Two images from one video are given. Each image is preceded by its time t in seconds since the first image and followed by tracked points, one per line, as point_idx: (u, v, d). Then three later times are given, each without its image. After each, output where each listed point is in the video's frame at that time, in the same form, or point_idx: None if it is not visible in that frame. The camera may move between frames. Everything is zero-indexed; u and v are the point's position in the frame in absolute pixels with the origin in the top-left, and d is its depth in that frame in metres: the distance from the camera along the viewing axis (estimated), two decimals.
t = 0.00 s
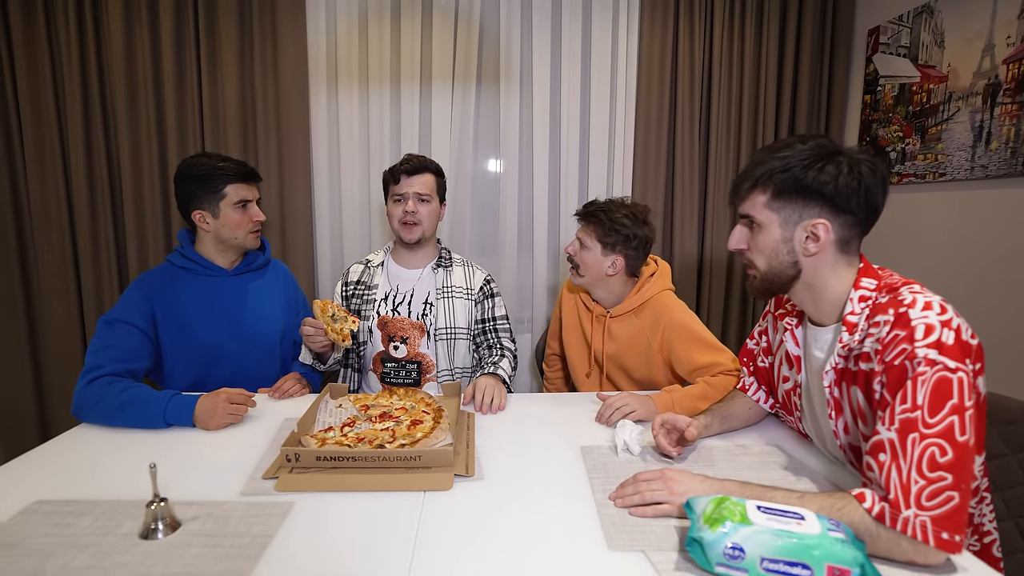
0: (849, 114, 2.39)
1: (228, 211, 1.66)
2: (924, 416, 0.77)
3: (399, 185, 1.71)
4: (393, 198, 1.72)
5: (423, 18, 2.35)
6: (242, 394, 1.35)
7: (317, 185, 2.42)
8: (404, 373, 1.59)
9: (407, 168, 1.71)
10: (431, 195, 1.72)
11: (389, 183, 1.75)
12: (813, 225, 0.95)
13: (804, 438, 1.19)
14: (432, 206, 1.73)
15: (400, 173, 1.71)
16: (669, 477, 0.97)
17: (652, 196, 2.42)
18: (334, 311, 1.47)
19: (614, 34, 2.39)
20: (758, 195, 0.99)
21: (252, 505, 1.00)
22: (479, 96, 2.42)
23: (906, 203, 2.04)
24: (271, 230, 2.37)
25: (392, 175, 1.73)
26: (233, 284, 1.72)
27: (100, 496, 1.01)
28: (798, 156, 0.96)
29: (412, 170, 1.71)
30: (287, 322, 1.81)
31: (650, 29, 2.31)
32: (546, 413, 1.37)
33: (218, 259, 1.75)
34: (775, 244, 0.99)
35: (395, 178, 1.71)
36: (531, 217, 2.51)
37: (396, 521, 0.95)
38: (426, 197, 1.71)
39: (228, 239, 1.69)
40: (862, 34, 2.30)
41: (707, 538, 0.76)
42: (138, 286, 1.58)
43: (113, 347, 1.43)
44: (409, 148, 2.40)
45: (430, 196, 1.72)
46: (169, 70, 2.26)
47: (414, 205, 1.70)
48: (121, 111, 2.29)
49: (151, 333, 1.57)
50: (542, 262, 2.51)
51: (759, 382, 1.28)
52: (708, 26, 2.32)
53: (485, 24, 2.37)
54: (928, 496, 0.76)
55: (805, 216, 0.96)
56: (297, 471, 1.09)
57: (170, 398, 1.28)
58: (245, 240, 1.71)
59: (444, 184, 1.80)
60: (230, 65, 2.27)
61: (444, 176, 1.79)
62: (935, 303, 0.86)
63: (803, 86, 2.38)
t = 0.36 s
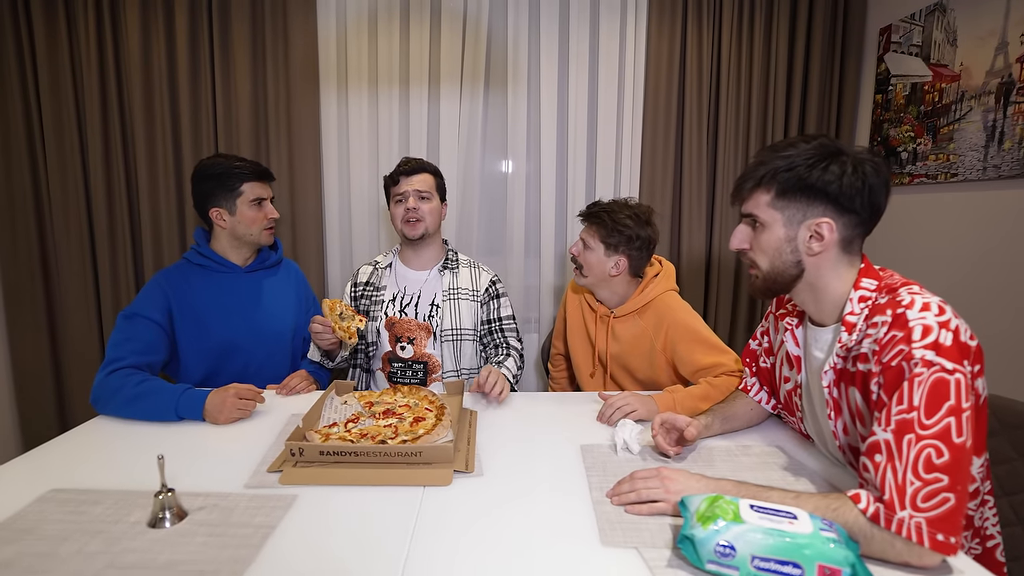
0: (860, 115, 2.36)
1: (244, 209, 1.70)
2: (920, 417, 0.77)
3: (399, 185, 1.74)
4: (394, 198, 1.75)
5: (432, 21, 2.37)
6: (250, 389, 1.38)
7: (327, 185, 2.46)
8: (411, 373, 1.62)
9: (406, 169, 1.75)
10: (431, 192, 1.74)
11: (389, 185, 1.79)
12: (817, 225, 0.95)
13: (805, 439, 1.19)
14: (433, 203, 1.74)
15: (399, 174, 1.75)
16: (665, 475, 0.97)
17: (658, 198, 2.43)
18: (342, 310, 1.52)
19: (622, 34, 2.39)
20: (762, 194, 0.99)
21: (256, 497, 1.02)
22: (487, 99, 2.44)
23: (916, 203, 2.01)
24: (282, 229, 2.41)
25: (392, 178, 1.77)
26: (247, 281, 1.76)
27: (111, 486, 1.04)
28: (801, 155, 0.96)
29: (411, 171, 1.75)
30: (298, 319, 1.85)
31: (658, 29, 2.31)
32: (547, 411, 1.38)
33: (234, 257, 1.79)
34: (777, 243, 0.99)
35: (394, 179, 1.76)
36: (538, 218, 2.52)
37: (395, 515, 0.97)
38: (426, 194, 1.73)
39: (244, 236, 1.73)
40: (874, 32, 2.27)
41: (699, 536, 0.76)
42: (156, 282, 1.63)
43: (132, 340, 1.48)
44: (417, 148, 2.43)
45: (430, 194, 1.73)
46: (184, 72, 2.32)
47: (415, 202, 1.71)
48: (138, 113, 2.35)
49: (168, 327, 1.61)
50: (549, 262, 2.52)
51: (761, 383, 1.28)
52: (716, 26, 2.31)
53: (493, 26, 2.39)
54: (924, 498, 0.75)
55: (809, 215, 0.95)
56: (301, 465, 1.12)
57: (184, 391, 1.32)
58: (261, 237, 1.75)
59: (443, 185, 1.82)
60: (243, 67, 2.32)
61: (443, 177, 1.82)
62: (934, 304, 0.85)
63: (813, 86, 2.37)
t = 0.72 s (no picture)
0: (930, 111, 2.18)
1: (247, 206, 1.69)
2: (1009, 449, 0.68)
3: (433, 192, 1.67)
4: (428, 205, 1.69)
5: (466, 21, 2.33)
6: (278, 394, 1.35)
7: (358, 189, 2.44)
8: (442, 374, 1.58)
9: (442, 174, 1.66)
10: (467, 200, 1.67)
11: (424, 188, 1.73)
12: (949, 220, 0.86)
13: (871, 466, 1.08)
14: (468, 212, 1.68)
15: (435, 179, 1.67)
16: (711, 500, 0.89)
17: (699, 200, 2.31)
18: (373, 308, 1.46)
19: (665, 31, 2.28)
20: (898, 184, 0.85)
21: (282, 509, 0.99)
22: (522, 97, 2.36)
23: (991, 206, 1.85)
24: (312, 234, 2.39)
25: (427, 181, 1.69)
26: (276, 284, 1.74)
27: (140, 494, 1.03)
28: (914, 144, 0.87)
29: (448, 177, 1.66)
30: (327, 326, 1.79)
31: (705, 25, 2.20)
32: (582, 427, 1.30)
33: (261, 260, 1.76)
34: (916, 245, 0.85)
35: (430, 184, 1.68)
36: (576, 220, 2.44)
37: (425, 532, 0.93)
38: (461, 202, 1.66)
39: (248, 236, 1.71)
40: (946, 20, 2.10)
41: (748, 570, 0.67)
42: (189, 284, 1.65)
43: (163, 341, 1.49)
44: (450, 149, 2.37)
45: (466, 202, 1.67)
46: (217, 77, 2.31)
47: (449, 212, 1.65)
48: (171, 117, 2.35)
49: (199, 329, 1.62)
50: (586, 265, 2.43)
51: (817, 402, 1.16)
52: (767, 18, 2.18)
53: (530, 25, 2.32)
54: (1016, 541, 0.67)
55: (940, 211, 0.86)
56: (328, 477, 1.08)
57: (212, 397, 1.31)
58: (258, 236, 1.69)
59: (479, 189, 1.75)
60: (275, 70, 2.30)
61: (479, 180, 1.74)
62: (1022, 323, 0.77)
63: (875, 80, 2.20)
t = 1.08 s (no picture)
0: None
1: (280, 206, 1.54)
2: None
3: (488, 185, 1.50)
4: (480, 200, 1.52)
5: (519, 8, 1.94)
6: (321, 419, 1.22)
7: (401, 188, 2.07)
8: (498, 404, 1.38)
9: (498, 165, 1.49)
10: (525, 195, 1.50)
11: (475, 181, 1.55)
12: None
13: None
14: (527, 209, 1.50)
15: (490, 171, 1.50)
16: (853, 565, 0.73)
17: (822, 187, 1.81)
18: (413, 332, 1.31)
19: None
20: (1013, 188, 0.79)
21: (334, 559, 0.84)
22: (586, 71, 1.95)
23: None
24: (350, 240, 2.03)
25: (479, 174, 1.53)
26: (313, 293, 1.58)
27: (174, 534, 0.89)
28: None
29: (505, 168, 1.49)
30: (368, 339, 1.62)
31: None
32: (670, 461, 1.12)
33: (295, 266, 1.60)
34: None
35: (484, 177, 1.51)
36: (645, 217, 1.97)
37: None
38: (520, 196, 1.49)
39: (282, 239, 1.56)
40: None
41: None
42: (219, 293, 1.51)
43: (191, 358, 1.36)
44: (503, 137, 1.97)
45: (525, 197, 1.50)
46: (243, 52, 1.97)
47: (505, 207, 1.48)
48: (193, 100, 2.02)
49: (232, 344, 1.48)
50: (660, 275, 1.94)
51: (969, 441, 0.97)
52: None
53: None
54: None
55: None
56: (384, 521, 0.92)
57: (247, 422, 1.17)
58: (293, 239, 1.54)
59: (540, 183, 1.56)
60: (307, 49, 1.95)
61: (539, 174, 1.55)
62: None
63: None
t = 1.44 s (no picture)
0: None
1: (314, 205, 1.41)
2: None
3: (541, 177, 1.38)
4: (531, 195, 1.40)
5: None
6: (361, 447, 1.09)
7: (428, 185, 1.93)
8: (553, 423, 1.35)
9: (551, 155, 1.37)
10: (582, 187, 1.38)
11: (525, 173, 1.43)
12: None
13: None
14: (583, 203, 1.38)
15: (541, 161, 1.38)
16: None
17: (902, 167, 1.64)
18: (462, 339, 1.21)
19: None
20: None
21: None
22: (632, 49, 1.81)
23: None
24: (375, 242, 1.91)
25: (529, 165, 1.40)
26: (341, 303, 1.45)
27: None
28: None
29: (558, 158, 1.37)
30: (402, 352, 1.49)
31: None
32: (759, 486, 0.97)
33: (323, 274, 1.49)
34: None
35: (535, 169, 1.38)
36: (700, 212, 1.83)
37: None
38: (576, 190, 1.37)
39: (319, 242, 1.43)
40: None
41: None
42: (240, 306, 1.39)
43: (212, 379, 1.24)
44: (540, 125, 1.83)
45: (581, 189, 1.38)
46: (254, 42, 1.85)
47: (559, 203, 1.36)
48: (201, 95, 1.89)
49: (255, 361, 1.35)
50: (720, 275, 1.79)
51: None
52: None
53: None
54: None
55: None
56: (440, 567, 0.77)
57: (278, 451, 1.05)
58: (335, 240, 1.42)
59: (598, 174, 1.44)
60: (324, 35, 1.83)
61: (597, 163, 1.43)
62: None
63: None
